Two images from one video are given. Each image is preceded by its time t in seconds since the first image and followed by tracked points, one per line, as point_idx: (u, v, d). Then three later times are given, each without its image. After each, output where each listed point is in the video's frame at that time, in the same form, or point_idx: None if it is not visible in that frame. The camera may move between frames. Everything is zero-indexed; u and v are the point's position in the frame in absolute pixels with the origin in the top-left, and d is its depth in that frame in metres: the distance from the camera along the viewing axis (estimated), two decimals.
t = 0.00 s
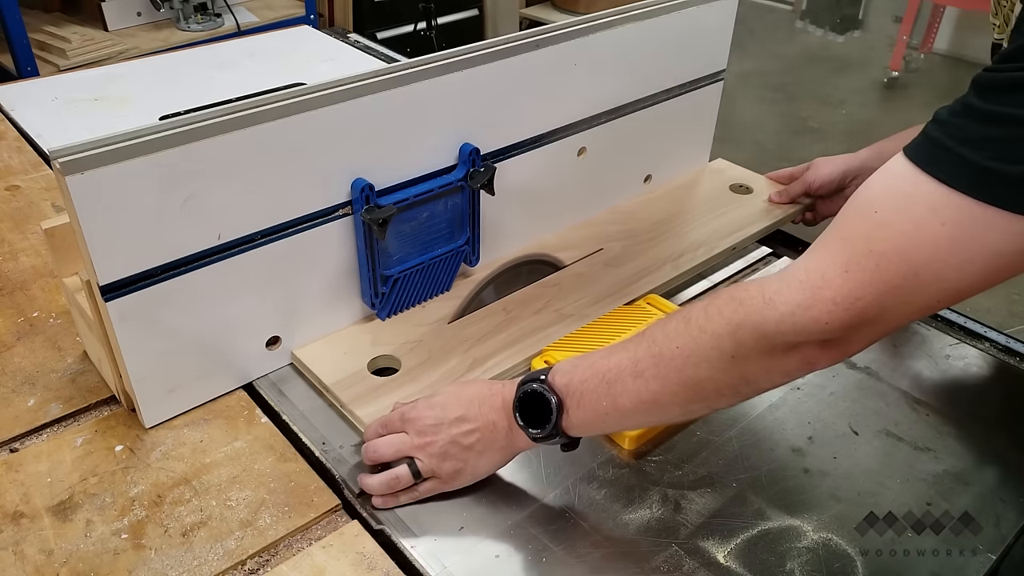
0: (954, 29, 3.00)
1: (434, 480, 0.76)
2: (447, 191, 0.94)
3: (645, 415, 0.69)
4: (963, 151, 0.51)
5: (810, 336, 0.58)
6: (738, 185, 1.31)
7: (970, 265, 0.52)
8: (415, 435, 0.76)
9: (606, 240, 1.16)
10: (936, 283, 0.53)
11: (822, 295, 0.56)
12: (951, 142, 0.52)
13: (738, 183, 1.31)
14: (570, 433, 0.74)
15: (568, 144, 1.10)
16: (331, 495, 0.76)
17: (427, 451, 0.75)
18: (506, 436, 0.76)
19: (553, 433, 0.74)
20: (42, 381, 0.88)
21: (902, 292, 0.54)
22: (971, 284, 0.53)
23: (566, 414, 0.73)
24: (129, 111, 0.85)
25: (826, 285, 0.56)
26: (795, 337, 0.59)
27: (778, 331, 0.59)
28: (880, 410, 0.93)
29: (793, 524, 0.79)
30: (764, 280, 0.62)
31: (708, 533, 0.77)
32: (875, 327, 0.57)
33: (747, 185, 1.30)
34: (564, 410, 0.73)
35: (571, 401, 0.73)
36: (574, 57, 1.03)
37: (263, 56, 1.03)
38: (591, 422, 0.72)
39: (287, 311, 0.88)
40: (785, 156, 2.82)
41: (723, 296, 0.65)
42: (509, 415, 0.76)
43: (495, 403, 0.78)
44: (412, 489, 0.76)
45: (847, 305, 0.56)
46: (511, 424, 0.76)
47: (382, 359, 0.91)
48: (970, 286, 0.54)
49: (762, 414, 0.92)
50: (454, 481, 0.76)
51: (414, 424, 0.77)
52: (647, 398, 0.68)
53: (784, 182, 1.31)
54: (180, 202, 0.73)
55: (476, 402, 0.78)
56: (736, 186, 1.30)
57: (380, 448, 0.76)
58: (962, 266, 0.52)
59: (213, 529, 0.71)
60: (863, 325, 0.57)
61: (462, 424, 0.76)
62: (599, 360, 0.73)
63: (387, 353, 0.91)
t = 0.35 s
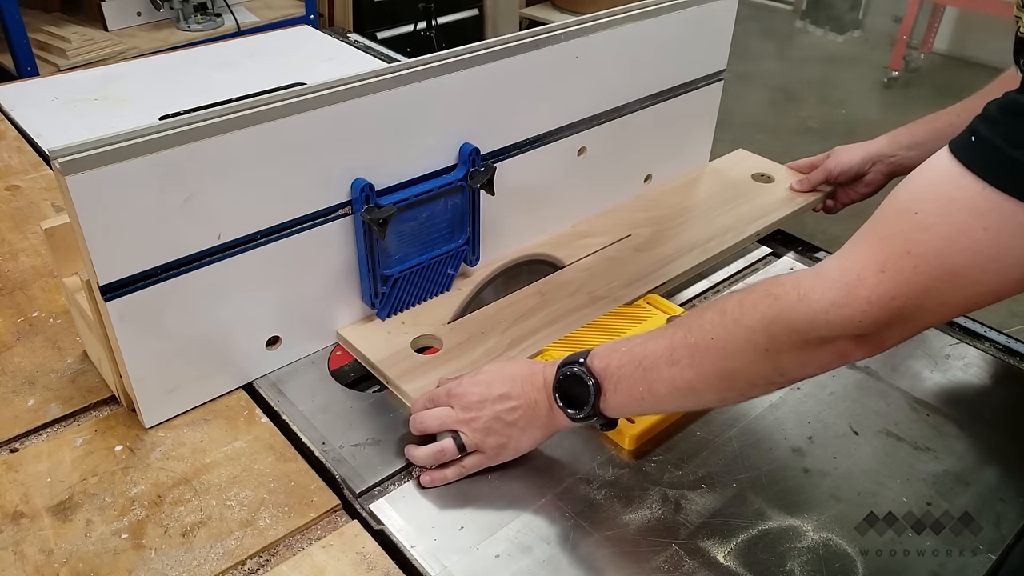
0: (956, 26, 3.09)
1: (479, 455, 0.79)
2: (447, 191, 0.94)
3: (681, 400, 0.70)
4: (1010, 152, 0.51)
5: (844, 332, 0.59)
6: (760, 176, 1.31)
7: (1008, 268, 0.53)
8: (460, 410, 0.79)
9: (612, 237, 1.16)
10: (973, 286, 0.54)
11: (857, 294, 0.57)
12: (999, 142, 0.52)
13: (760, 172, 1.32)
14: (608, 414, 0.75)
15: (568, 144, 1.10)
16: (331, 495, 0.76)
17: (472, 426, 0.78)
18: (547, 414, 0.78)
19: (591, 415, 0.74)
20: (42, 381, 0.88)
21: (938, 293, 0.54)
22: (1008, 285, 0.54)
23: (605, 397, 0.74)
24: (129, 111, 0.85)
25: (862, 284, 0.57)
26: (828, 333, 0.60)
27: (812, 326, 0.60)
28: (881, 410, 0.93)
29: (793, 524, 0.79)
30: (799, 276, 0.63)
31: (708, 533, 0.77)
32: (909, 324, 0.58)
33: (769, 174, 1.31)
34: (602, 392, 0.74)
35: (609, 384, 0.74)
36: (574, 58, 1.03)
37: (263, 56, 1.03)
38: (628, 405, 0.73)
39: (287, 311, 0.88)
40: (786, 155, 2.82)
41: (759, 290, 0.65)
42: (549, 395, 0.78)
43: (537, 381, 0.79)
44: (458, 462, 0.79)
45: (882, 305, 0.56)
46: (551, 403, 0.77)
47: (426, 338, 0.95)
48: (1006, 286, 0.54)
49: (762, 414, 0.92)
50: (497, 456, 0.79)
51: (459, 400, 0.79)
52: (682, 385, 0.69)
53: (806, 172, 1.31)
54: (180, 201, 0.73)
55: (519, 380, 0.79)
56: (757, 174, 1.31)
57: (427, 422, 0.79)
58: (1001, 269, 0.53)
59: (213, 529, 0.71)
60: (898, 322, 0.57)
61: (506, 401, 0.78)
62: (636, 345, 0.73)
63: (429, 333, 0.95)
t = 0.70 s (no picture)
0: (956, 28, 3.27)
1: (504, 440, 0.81)
2: (447, 191, 0.94)
3: (704, 386, 0.72)
4: None
5: (866, 320, 0.60)
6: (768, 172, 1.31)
7: None
8: (487, 396, 0.81)
9: (627, 230, 1.17)
10: (995, 276, 0.54)
11: (879, 284, 0.57)
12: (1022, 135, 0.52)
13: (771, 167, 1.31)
14: (631, 400, 0.77)
15: (568, 144, 1.10)
16: (331, 495, 0.76)
17: (499, 412, 0.80)
18: (572, 401, 0.80)
19: (615, 402, 0.77)
20: (42, 381, 0.88)
21: (959, 283, 0.55)
22: None
23: (628, 384, 0.76)
24: (129, 111, 0.85)
25: (884, 273, 0.57)
26: (850, 321, 0.60)
27: (834, 315, 0.61)
28: (880, 411, 0.93)
29: (793, 524, 0.79)
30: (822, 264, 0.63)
31: (708, 533, 0.77)
32: (931, 312, 0.58)
33: (781, 168, 1.32)
34: (626, 380, 0.76)
35: (633, 371, 0.76)
36: (574, 58, 1.03)
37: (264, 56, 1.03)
38: (653, 391, 0.75)
39: (287, 311, 0.88)
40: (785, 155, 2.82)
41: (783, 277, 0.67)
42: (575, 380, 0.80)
43: (562, 368, 0.81)
44: (484, 446, 0.81)
45: (903, 294, 0.57)
46: (576, 389, 0.80)
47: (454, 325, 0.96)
48: None
49: (762, 415, 0.92)
50: (523, 442, 0.81)
51: (486, 386, 0.81)
52: (706, 372, 0.70)
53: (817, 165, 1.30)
54: (180, 201, 0.73)
55: (545, 366, 0.81)
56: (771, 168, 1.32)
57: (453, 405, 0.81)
58: None
59: (213, 529, 0.71)
60: (921, 311, 0.58)
61: (533, 386, 0.80)
62: (662, 334, 0.75)
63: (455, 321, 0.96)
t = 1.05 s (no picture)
0: (955, 29, 3.32)
1: (494, 446, 0.80)
2: (447, 191, 0.94)
3: (694, 396, 0.71)
4: None
5: (858, 329, 0.60)
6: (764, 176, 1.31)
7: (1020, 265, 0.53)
8: (475, 402, 0.80)
9: (616, 236, 1.16)
10: (987, 282, 0.54)
11: (870, 291, 0.58)
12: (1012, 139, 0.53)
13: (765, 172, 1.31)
14: (621, 409, 0.76)
15: (568, 144, 1.10)
16: (331, 496, 0.76)
17: (487, 419, 0.79)
18: (560, 407, 0.80)
19: (603, 409, 0.76)
20: (42, 381, 0.88)
21: (951, 290, 0.55)
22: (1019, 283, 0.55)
23: (617, 392, 0.75)
24: (129, 111, 0.85)
25: (875, 281, 0.58)
26: (842, 330, 0.60)
27: (826, 323, 0.61)
28: (880, 411, 0.93)
29: (793, 524, 0.79)
30: (813, 274, 0.63)
31: (708, 533, 0.77)
32: (923, 321, 0.58)
33: (773, 172, 1.31)
34: (615, 387, 0.75)
35: (623, 379, 0.75)
36: (574, 58, 1.03)
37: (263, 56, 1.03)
38: (643, 400, 0.74)
39: (286, 312, 0.88)
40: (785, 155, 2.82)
41: (772, 289, 0.66)
42: (563, 388, 0.79)
43: (550, 375, 0.81)
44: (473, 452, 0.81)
45: (895, 301, 0.57)
46: (564, 398, 0.79)
47: (440, 333, 0.95)
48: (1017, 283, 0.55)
49: (762, 415, 0.92)
50: (512, 448, 0.81)
51: (474, 392, 0.80)
52: (696, 381, 0.70)
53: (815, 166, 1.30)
54: (180, 202, 0.73)
55: (534, 372, 0.81)
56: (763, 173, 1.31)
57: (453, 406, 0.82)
58: (1013, 265, 0.53)
59: (213, 529, 0.71)
60: (913, 319, 0.58)
61: (520, 393, 0.80)
62: (651, 342, 0.74)
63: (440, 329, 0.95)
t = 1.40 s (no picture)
0: (955, 28, 3.32)
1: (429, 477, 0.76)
2: (447, 191, 0.94)
3: (639, 409, 0.69)
4: (963, 142, 0.52)
5: (804, 330, 0.58)
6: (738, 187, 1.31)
7: (962, 260, 0.52)
8: (411, 435, 0.76)
9: (579, 253, 1.13)
10: (926, 278, 0.53)
11: (815, 289, 0.57)
12: (951, 132, 0.53)
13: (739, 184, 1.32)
14: (566, 427, 0.74)
15: (568, 144, 1.10)
16: (331, 496, 0.76)
17: (423, 451, 0.75)
18: (502, 431, 0.76)
19: (548, 429, 0.73)
20: (42, 381, 0.88)
21: (893, 286, 0.54)
22: (962, 281, 0.54)
23: (562, 409, 0.73)
24: (129, 111, 0.85)
25: (819, 277, 0.56)
26: (788, 330, 0.59)
27: (771, 324, 0.59)
28: (880, 411, 0.93)
29: (793, 524, 0.79)
30: (758, 275, 0.62)
31: (708, 533, 0.77)
32: (868, 320, 0.57)
33: (743, 186, 1.31)
34: (559, 405, 0.73)
35: (567, 396, 0.73)
36: (574, 58, 1.03)
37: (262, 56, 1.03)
38: (586, 415, 0.72)
39: (286, 312, 0.88)
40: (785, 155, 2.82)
41: (717, 292, 0.65)
42: (505, 411, 0.76)
43: (493, 399, 0.77)
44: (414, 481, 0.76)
45: (840, 298, 0.56)
46: (508, 419, 0.76)
47: (382, 360, 0.91)
48: (959, 282, 0.54)
49: (762, 414, 0.92)
50: (449, 479, 0.76)
51: (410, 424, 0.76)
52: (641, 391, 0.67)
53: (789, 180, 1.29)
54: (180, 202, 0.73)
55: (473, 398, 0.78)
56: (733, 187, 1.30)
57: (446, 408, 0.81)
58: (954, 260, 0.52)
59: (213, 529, 0.71)
60: (857, 318, 0.57)
61: (460, 421, 0.77)
62: (594, 356, 0.72)
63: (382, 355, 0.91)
